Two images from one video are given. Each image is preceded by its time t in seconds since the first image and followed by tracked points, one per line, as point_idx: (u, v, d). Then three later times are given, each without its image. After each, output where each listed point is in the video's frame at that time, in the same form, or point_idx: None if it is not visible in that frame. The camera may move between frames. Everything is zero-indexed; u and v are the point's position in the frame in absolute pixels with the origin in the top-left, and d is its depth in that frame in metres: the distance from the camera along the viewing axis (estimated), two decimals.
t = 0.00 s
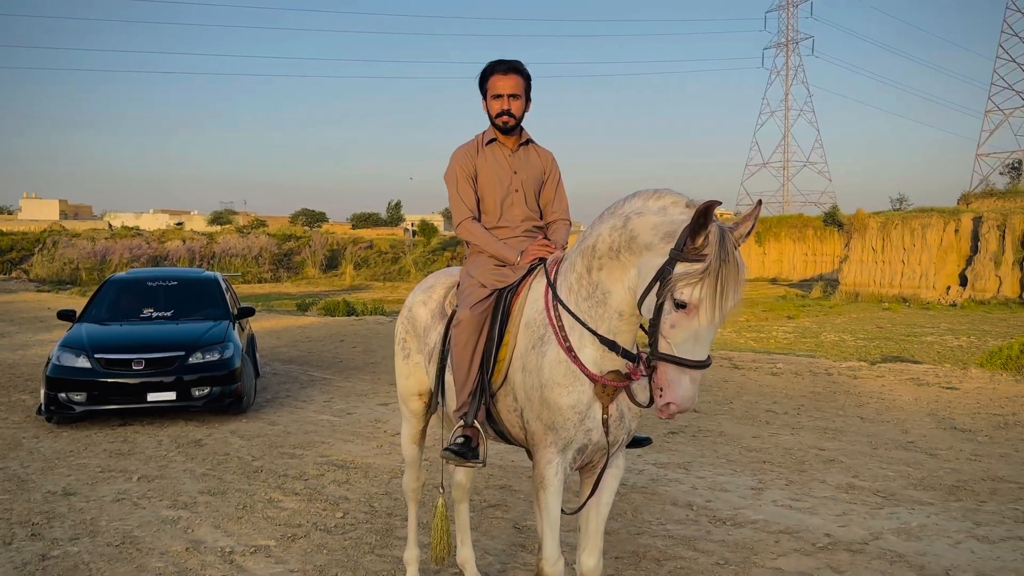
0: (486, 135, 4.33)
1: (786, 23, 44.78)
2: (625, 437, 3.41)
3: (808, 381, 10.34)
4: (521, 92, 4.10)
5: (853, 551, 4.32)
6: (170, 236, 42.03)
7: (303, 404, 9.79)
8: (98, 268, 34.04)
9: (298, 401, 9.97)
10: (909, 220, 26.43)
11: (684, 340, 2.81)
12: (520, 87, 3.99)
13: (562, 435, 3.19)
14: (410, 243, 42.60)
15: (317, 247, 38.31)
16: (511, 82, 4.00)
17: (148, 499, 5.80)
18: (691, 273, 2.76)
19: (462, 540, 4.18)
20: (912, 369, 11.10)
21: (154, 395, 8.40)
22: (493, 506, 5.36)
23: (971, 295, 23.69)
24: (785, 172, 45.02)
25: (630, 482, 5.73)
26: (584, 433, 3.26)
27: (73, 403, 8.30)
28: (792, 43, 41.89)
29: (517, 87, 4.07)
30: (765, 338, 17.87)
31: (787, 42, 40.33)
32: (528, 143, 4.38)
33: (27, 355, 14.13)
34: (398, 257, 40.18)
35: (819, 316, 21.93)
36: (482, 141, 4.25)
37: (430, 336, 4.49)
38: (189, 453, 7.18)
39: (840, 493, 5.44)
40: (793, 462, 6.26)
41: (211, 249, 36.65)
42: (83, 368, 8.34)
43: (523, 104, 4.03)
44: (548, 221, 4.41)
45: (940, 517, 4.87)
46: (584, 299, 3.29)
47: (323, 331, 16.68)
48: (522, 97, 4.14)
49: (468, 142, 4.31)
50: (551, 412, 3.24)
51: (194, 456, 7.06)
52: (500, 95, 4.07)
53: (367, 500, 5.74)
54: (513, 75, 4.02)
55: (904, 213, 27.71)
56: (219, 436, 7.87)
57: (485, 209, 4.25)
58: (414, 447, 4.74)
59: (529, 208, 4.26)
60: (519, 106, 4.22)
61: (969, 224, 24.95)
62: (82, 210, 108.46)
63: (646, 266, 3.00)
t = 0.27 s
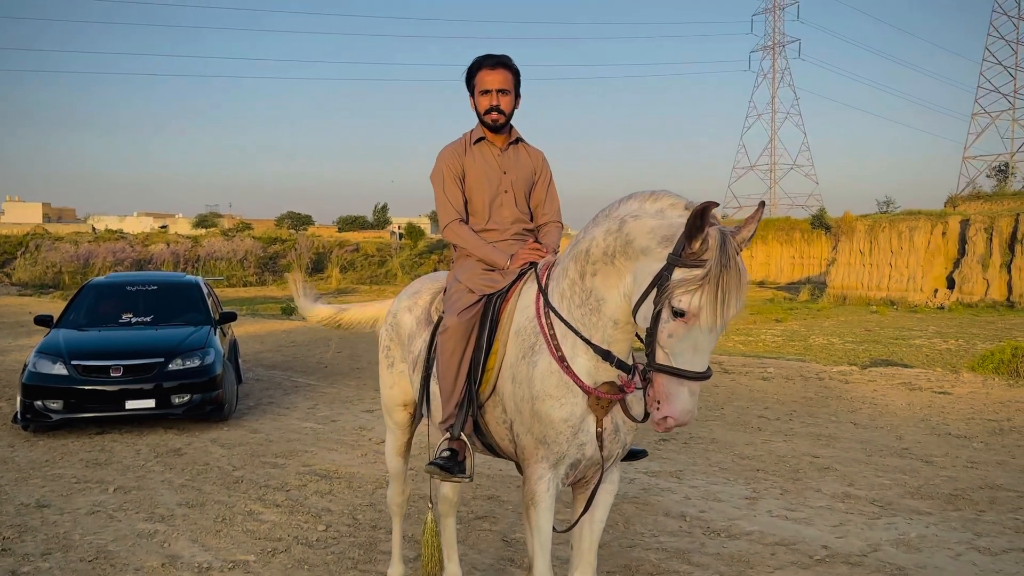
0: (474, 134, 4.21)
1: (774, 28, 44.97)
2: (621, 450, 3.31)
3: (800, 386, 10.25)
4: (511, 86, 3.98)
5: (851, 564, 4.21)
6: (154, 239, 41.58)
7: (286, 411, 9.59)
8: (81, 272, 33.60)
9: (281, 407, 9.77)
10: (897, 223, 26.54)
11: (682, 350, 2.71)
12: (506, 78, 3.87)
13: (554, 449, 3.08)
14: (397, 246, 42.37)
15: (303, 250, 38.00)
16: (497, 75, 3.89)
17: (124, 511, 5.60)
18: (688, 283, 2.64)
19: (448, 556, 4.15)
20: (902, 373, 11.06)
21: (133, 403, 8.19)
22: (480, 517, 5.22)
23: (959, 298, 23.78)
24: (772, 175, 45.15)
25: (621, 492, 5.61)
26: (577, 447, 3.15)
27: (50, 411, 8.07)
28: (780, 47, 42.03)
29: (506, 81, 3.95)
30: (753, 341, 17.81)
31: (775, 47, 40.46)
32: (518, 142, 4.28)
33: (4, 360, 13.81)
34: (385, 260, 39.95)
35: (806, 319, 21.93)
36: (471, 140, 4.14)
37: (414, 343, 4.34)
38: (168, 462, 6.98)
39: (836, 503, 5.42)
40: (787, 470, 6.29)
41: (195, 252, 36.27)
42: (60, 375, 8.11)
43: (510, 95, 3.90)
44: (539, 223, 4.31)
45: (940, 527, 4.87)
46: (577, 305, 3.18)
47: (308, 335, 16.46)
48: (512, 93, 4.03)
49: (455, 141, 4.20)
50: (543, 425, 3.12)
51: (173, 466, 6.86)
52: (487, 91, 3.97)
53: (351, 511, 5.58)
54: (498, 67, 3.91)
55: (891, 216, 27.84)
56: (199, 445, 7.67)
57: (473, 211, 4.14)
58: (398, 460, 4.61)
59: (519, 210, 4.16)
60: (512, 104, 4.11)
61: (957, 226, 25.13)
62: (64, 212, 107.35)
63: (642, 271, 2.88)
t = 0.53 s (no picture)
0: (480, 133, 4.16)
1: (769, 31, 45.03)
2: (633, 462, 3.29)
3: (800, 390, 10.17)
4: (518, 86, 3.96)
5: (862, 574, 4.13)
6: (148, 243, 41.34)
7: (282, 416, 9.47)
8: (74, 275, 33.37)
9: (276, 413, 9.64)
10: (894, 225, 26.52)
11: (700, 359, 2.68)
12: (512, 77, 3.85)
13: (564, 461, 3.06)
14: (392, 249, 42.27)
15: (297, 253, 37.82)
16: (503, 73, 3.88)
17: (117, 521, 5.48)
18: (708, 290, 2.61)
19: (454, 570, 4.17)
20: (902, 376, 10.99)
21: (126, 409, 8.06)
22: (482, 526, 5.15)
23: (954, 300, 23.76)
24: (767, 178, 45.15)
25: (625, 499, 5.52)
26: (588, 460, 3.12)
27: (42, 417, 7.94)
28: (775, 49, 42.03)
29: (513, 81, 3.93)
30: (751, 344, 17.73)
31: (770, 50, 40.47)
32: (525, 142, 4.21)
33: None
34: (381, 263, 39.85)
35: (803, 322, 21.87)
36: (476, 140, 4.09)
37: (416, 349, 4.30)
38: (162, 470, 6.85)
39: (844, 511, 5.38)
40: (792, 476, 6.25)
41: (190, 256, 36.07)
42: (51, 380, 7.98)
43: (517, 95, 3.87)
44: (546, 226, 4.24)
45: (950, 536, 4.83)
46: (588, 311, 3.16)
47: (303, 339, 16.31)
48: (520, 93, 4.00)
49: (462, 140, 4.16)
50: (552, 436, 3.10)
51: (166, 474, 6.73)
52: (493, 90, 3.95)
53: (349, 520, 5.47)
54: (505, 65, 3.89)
55: (887, 219, 27.85)
56: (193, 452, 7.54)
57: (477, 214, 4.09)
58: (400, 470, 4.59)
59: (525, 212, 4.12)
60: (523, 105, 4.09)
61: (952, 228, 25.30)
62: (58, 216, 107.04)
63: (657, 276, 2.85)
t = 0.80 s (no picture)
0: (496, 130, 4.16)
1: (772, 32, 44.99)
2: (659, 467, 3.41)
3: (809, 392, 10.10)
4: (539, 80, 3.98)
5: None
6: (150, 244, 41.29)
7: (288, 419, 9.40)
8: (77, 278, 33.34)
9: (282, 416, 9.60)
10: (898, 225, 26.57)
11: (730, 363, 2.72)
12: (532, 71, 3.87)
13: (591, 469, 3.16)
14: (395, 250, 42.21)
15: (300, 255, 37.76)
16: (523, 67, 3.90)
17: (124, 526, 5.41)
18: (740, 293, 2.65)
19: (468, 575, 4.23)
20: (912, 378, 10.92)
21: (131, 411, 7.99)
22: (494, 531, 5.23)
23: (958, 302, 23.66)
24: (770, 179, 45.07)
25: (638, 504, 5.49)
26: (614, 466, 3.22)
27: (46, 421, 7.87)
28: (778, 50, 41.93)
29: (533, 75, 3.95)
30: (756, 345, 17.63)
31: (773, 50, 40.34)
32: (542, 140, 4.22)
33: None
34: (383, 265, 39.81)
35: (808, 323, 21.78)
36: (493, 137, 4.10)
37: (432, 353, 4.35)
38: (169, 473, 6.79)
39: (861, 515, 5.33)
40: (807, 480, 6.19)
41: (192, 257, 35.99)
42: (56, 383, 7.91)
43: (536, 89, 3.90)
44: (564, 226, 4.26)
45: (970, 541, 4.80)
46: (614, 312, 3.25)
47: (307, 341, 16.26)
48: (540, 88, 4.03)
49: (480, 136, 4.18)
50: (578, 441, 3.22)
51: (173, 477, 6.67)
52: (513, 85, 3.98)
53: (359, 525, 5.42)
54: (524, 59, 3.92)
55: (891, 220, 27.75)
56: (200, 455, 7.49)
57: (497, 212, 4.10)
58: (414, 476, 4.62)
59: (544, 210, 4.15)
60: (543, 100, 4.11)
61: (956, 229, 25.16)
62: (60, 218, 107.06)
63: (687, 277, 2.90)
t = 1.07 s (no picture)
0: (509, 134, 4.14)
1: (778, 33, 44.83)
2: (679, 479, 3.43)
3: (819, 395, 10.02)
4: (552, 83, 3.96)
5: None
6: (157, 246, 41.37)
7: (296, 423, 9.36)
8: (85, 280, 33.43)
9: (290, 419, 9.57)
10: (905, 225, 26.36)
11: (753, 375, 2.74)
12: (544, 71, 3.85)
13: (609, 480, 3.18)
14: (401, 251, 42.22)
15: (306, 257, 37.80)
16: (535, 68, 3.89)
17: (131, 533, 5.37)
18: (763, 304, 2.67)
19: None
20: (923, 380, 10.81)
21: (139, 416, 7.97)
22: (505, 538, 5.34)
23: (967, 302, 23.49)
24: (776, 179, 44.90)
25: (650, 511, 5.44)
26: (631, 477, 3.24)
27: (54, 426, 7.85)
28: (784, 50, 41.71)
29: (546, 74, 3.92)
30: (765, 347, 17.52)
31: (779, 50, 40.08)
32: (557, 143, 4.19)
33: (6, 371, 13.58)
34: (390, 266, 39.86)
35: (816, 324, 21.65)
36: (505, 142, 4.08)
37: (444, 360, 4.35)
38: (176, 479, 6.76)
39: (877, 521, 5.26)
40: (821, 485, 6.12)
41: (199, 259, 36.04)
42: (63, 388, 7.89)
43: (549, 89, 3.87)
44: (579, 231, 4.22)
45: (989, 547, 4.73)
46: (633, 320, 3.28)
47: (314, 344, 16.22)
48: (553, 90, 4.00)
49: (492, 140, 4.16)
50: (596, 452, 3.23)
51: (181, 483, 6.64)
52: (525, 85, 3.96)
53: (368, 532, 5.38)
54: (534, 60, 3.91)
55: (899, 220, 27.57)
56: (208, 460, 7.46)
57: (510, 217, 4.07)
58: (425, 484, 4.63)
59: (558, 215, 4.11)
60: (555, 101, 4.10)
61: (965, 229, 25.21)
62: (67, 220, 107.49)
63: (708, 285, 2.92)
